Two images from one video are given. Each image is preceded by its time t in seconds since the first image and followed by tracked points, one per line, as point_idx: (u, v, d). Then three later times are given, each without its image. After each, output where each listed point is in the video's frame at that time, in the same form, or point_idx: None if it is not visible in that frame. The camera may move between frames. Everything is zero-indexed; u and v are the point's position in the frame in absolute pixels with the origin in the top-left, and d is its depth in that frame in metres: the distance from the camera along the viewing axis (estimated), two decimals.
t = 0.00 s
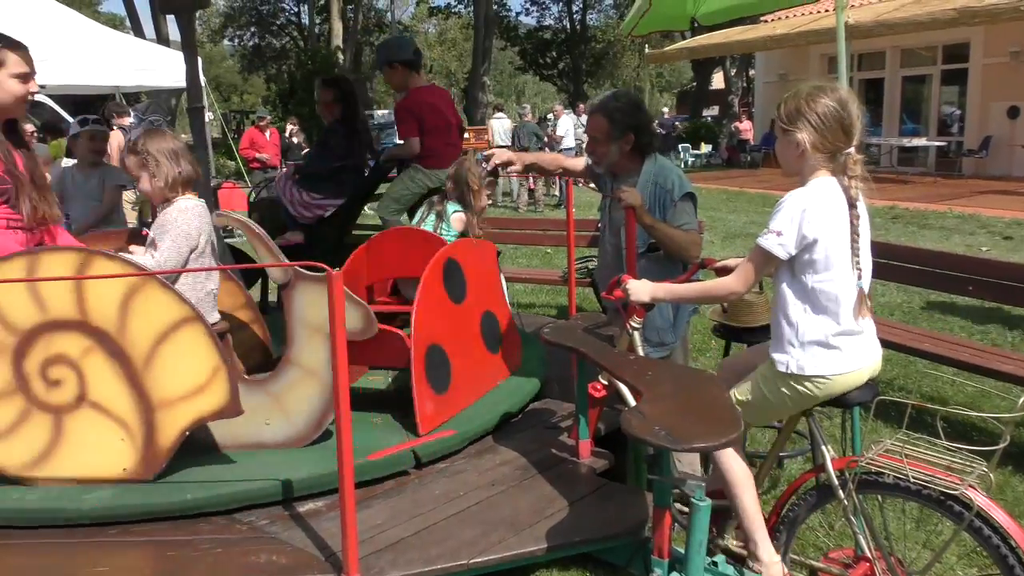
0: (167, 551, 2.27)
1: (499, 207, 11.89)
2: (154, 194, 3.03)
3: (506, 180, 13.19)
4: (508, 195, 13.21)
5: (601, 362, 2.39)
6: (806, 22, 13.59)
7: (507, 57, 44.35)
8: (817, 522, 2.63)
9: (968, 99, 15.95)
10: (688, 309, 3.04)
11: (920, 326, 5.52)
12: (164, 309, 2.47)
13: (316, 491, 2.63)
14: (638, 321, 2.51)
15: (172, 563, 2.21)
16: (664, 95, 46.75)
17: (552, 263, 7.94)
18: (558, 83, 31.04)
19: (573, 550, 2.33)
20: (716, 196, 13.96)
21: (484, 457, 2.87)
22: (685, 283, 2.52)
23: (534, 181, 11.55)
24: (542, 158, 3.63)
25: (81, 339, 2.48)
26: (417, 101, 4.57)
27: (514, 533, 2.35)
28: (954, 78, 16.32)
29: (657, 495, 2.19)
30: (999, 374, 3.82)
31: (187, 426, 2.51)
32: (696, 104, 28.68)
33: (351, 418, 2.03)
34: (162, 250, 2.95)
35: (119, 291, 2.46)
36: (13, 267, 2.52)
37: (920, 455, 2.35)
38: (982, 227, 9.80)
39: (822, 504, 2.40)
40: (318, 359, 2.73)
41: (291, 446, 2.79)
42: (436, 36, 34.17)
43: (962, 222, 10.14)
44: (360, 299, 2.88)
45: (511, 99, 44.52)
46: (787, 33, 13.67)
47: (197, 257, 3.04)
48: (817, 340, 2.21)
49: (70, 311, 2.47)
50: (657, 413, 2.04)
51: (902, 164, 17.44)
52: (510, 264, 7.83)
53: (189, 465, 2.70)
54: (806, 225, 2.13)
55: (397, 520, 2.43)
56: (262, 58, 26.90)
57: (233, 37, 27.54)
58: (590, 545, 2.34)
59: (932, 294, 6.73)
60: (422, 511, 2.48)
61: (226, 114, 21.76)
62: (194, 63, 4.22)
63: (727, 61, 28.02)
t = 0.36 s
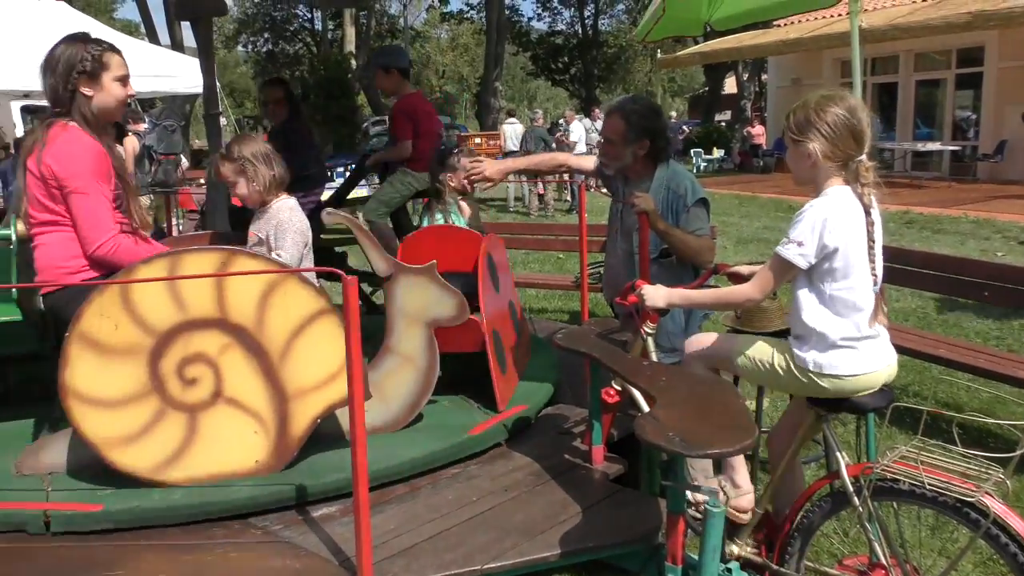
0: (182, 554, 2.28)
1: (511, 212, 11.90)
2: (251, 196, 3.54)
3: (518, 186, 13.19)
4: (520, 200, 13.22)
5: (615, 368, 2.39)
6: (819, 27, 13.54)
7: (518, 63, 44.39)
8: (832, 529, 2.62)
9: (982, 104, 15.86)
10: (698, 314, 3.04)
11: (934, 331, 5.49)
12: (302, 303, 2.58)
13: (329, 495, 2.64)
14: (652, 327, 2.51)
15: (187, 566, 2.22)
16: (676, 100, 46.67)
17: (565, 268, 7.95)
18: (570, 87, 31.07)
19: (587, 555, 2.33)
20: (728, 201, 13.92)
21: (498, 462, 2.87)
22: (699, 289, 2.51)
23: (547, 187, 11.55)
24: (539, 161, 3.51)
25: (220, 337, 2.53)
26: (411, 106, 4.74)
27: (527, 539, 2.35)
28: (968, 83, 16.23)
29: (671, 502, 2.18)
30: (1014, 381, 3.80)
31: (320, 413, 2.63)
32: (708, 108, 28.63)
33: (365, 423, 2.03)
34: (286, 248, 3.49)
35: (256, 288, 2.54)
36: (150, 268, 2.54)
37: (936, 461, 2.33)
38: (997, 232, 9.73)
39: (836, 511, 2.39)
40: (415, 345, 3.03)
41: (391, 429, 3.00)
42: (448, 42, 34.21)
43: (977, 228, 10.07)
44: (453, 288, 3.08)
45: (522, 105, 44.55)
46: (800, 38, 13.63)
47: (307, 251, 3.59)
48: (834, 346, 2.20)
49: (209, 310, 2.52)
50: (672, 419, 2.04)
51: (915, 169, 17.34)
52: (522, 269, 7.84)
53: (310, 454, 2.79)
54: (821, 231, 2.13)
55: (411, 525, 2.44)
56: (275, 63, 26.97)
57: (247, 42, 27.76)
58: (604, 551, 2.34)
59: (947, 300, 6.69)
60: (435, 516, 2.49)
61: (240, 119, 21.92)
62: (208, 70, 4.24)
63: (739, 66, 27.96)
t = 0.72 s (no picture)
0: (196, 558, 2.29)
1: (523, 218, 11.91)
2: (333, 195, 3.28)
3: (530, 192, 13.21)
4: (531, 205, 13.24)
5: (627, 373, 2.38)
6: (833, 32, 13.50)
7: (530, 69, 44.49)
8: (846, 537, 2.60)
9: (997, 109, 15.77)
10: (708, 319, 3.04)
11: (950, 338, 5.45)
12: (413, 292, 2.77)
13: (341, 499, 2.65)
14: (664, 332, 2.50)
15: (200, 570, 2.22)
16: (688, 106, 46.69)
17: (576, 274, 7.95)
18: (582, 93, 31.09)
19: (600, 561, 2.32)
20: (740, 207, 13.89)
21: (510, 468, 2.87)
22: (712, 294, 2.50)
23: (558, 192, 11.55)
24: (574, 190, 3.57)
25: (343, 329, 2.62)
26: (386, 106, 4.84)
27: (540, 545, 2.35)
28: (983, 88, 16.14)
29: (684, 508, 2.17)
30: None
31: (423, 398, 2.80)
32: (720, 113, 28.57)
33: (378, 427, 2.03)
34: (389, 247, 3.30)
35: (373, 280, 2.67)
36: (281, 264, 2.57)
37: (952, 469, 2.31)
38: (1013, 238, 9.66)
39: (850, 519, 2.37)
40: (484, 334, 3.22)
41: (461, 412, 3.20)
42: (460, 48, 34.30)
43: (992, 233, 10.01)
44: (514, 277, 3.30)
45: (534, 110, 44.65)
46: (813, 43, 13.60)
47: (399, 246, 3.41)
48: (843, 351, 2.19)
49: (335, 303, 2.60)
50: (685, 426, 2.03)
51: (930, 174, 17.25)
52: (534, 274, 7.85)
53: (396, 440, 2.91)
54: (835, 234, 2.12)
55: (423, 530, 2.44)
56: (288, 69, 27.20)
57: (261, 48, 27.98)
58: (616, 557, 2.33)
59: (963, 306, 6.64)
60: (447, 521, 2.48)
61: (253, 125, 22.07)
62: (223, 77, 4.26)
63: (752, 71, 27.90)
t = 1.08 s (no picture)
0: (204, 562, 2.29)
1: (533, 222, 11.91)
2: (407, 195, 3.45)
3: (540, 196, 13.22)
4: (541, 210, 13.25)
5: (636, 379, 2.37)
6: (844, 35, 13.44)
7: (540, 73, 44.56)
8: (856, 544, 2.58)
9: (1009, 112, 15.68)
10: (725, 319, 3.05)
11: (962, 343, 5.42)
12: (491, 282, 3.01)
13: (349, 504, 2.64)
14: (674, 337, 2.49)
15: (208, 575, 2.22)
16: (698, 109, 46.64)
17: (586, 278, 7.94)
18: (592, 97, 31.06)
19: (609, 567, 2.32)
20: (751, 211, 13.85)
21: (518, 473, 2.86)
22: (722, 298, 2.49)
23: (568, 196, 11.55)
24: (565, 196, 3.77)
25: (439, 317, 2.84)
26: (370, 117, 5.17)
27: (549, 550, 2.34)
28: (995, 91, 16.06)
29: (693, 514, 2.16)
30: None
31: (496, 380, 3.04)
32: (730, 117, 28.54)
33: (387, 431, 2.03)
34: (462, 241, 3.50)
35: (465, 271, 2.91)
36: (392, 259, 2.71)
37: (963, 475, 2.29)
38: None
39: (861, 525, 2.35)
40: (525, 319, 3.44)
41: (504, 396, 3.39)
42: (470, 52, 34.38)
43: (1005, 238, 9.95)
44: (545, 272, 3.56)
45: (544, 114, 44.72)
46: (823, 47, 13.57)
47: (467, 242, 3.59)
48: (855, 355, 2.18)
49: (433, 293, 2.81)
50: (694, 431, 2.02)
51: (941, 178, 17.17)
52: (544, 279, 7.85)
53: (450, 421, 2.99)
54: (848, 238, 2.11)
55: (431, 535, 2.43)
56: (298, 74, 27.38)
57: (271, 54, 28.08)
58: (624, 563, 2.32)
59: (975, 310, 6.60)
60: (455, 526, 2.48)
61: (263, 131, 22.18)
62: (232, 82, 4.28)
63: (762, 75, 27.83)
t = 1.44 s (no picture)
0: (215, 567, 2.30)
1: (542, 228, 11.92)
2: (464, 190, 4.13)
3: (548, 201, 13.24)
4: (550, 215, 13.26)
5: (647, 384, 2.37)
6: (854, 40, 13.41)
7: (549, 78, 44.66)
8: (868, 550, 2.55)
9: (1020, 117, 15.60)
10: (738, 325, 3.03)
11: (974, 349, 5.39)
12: (543, 271, 3.23)
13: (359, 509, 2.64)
14: (685, 343, 2.49)
15: None
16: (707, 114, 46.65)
17: (595, 283, 7.95)
18: (601, 102, 31.11)
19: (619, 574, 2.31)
20: (760, 216, 13.83)
21: (528, 478, 2.86)
22: (733, 305, 2.49)
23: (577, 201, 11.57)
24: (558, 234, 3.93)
25: (506, 308, 3.05)
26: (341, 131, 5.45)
27: (559, 556, 2.34)
28: (1006, 95, 15.98)
29: (704, 520, 2.14)
30: None
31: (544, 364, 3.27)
32: (739, 122, 28.51)
33: (396, 435, 2.03)
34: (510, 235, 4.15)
35: (524, 263, 3.12)
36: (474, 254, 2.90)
37: (977, 481, 2.28)
38: None
39: (873, 531, 2.33)
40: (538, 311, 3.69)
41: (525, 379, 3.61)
42: (479, 58, 34.56)
43: (1017, 243, 9.89)
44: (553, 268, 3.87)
45: (552, 119, 44.82)
46: (832, 51, 13.54)
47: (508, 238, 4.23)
48: (868, 364, 2.17)
49: (503, 286, 3.01)
50: (706, 437, 2.01)
51: (952, 183, 17.10)
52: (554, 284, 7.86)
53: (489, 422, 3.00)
54: (858, 245, 2.10)
55: (440, 541, 2.43)
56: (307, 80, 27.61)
57: (282, 60, 28.22)
58: (635, 569, 2.31)
59: (987, 316, 6.57)
60: (464, 533, 2.47)
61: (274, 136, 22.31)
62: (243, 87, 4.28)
63: (771, 80, 27.82)
